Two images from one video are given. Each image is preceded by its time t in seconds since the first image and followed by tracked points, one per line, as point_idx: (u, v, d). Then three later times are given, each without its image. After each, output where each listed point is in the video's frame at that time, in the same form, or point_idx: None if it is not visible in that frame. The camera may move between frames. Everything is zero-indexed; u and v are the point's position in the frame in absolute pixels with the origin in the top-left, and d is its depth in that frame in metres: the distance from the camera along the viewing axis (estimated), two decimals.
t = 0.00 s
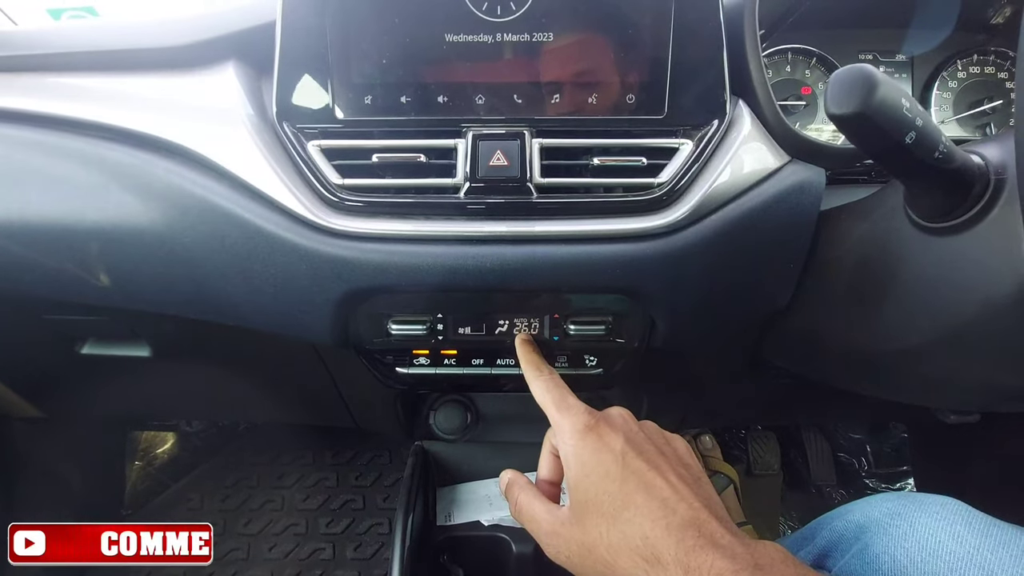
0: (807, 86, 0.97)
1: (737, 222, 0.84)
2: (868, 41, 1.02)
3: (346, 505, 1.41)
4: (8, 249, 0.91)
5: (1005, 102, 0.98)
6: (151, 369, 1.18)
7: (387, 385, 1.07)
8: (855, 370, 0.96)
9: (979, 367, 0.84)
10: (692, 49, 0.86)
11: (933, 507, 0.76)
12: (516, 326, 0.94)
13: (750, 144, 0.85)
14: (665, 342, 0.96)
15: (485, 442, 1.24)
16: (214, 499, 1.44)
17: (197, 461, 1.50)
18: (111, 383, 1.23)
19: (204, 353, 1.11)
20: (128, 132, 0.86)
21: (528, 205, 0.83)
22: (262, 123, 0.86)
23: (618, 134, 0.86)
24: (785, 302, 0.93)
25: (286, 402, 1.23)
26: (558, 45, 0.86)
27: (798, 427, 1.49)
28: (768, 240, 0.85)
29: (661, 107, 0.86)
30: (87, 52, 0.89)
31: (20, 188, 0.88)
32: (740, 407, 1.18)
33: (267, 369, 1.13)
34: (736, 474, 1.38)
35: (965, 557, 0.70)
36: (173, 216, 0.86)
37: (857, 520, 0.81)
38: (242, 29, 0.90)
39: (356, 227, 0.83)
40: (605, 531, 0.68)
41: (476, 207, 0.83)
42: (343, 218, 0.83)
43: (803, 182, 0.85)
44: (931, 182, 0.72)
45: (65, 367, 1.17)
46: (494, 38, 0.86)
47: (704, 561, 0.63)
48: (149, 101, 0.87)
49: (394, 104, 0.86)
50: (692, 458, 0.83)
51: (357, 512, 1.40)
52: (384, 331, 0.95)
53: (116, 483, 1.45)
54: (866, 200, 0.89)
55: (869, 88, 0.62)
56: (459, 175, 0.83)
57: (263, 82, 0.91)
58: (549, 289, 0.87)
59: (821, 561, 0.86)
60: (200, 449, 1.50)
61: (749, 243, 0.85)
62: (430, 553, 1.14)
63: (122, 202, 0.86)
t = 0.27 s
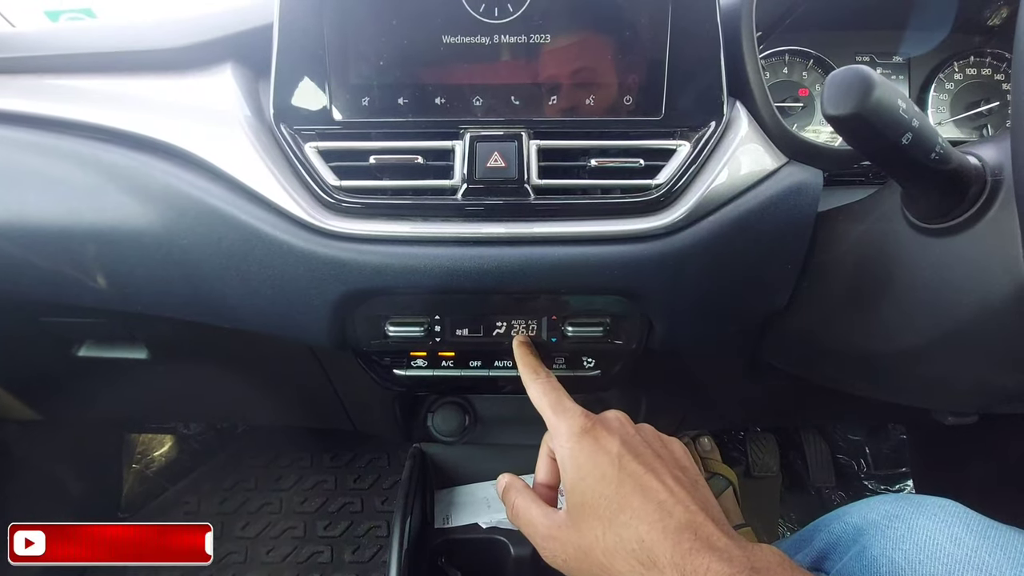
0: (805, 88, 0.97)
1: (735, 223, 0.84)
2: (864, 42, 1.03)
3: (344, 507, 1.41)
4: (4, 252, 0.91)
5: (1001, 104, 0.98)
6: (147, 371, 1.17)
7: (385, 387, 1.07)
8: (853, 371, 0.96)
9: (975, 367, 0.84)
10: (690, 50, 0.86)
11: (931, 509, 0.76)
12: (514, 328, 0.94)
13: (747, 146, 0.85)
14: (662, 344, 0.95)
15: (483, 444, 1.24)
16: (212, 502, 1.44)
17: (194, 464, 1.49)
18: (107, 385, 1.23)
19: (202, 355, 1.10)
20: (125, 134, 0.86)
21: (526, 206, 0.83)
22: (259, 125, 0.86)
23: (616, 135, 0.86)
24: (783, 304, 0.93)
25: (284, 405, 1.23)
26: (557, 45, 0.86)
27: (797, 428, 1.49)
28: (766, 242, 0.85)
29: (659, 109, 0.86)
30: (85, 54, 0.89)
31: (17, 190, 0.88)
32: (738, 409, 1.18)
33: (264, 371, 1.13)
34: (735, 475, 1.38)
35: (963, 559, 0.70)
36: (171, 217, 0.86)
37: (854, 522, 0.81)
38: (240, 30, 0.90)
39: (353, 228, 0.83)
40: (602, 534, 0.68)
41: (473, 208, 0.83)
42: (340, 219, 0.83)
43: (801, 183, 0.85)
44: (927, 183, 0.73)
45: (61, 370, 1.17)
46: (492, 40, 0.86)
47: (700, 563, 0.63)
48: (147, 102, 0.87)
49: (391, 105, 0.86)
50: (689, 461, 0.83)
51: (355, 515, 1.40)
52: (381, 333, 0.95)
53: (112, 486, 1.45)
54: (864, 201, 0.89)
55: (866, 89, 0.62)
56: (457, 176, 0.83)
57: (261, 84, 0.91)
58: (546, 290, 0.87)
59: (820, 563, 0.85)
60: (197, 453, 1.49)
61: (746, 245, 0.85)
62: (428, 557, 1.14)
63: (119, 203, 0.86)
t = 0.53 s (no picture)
0: (802, 92, 0.98)
1: (733, 227, 0.84)
2: (861, 46, 1.03)
3: (344, 511, 1.41)
4: (5, 257, 0.91)
5: (997, 108, 0.99)
6: (147, 375, 1.18)
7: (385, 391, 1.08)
8: (851, 374, 0.97)
9: (971, 369, 0.84)
10: (687, 55, 0.86)
11: (930, 512, 0.77)
12: (514, 331, 0.94)
13: (745, 150, 0.85)
14: (662, 347, 0.96)
15: (482, 447, 1.24)
16: (211, 506, 1.43)
17: (193, 468, 1.49)
18: (107, 390, 1.23)
19: (202, 359, 1.11)
20: (126, 140, 0.86)
21: (525, 210, 0.84)
22: (259, 130, 0.87)
23: (615, 140, 0.87)
24: (781, 307, 0.94)
25: (284, 409, 1.23)
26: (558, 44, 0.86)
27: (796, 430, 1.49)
28: (763, 245, 0.86)
29: (656, 113, 0.87)
30: (85, 60, 0.90)
31: (18, 195, 0.88)
32: (737, 412, 1.18)
33: (265, 375, 1.13)
34: (734, 477, 1.37)
35: (961, 561, 0.70)
36: (171, 223, 0.86)
37: (853, 524, 0.81)
38: (240, 36, 0.90)
39: (352, 233, 0.83)
40: (602, 539, 0.68)
41: (472, 213, 0.83)
42: (339, 224, 0.84)
43: (797, 187, 0.85)
44: (922, 188, 0.73)
45: (62, 374, 1.17)
46: (491, 45, 0.86)
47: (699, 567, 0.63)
48: (146, 108, 0.87)
49: (391, 111, 0.87)
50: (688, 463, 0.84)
51: (355, 518, 1.40)
52: (381, 337, 0.95)
53: (112, 490, 1.45)
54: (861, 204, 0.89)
55: (862, 92, 0.62)
56: (456, 181, 0.83)
57: (261, 90, 0.92)
58: (545, 294, 0.87)
59: (819, 565, 0.85)
60: (199, 456, 1.50)
61: (744, 248, 0.85)
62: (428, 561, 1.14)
63: (119, 209, 0.87)
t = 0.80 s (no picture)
0: (806, 93, 0.98)
1: (739, 228, 0.84)
2: (865, 48, 1.03)
3: (347, 514, 1.41)
4: (10, 260, 0.91)
5: (1000, 108, 0.99)
6: (151, 378, 1.17)
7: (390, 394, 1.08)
8: (856, 376, 0.97)
9: (977, 370, 0.84)
10: (692, 56, 0.86)
11: (939, 513, 0.77)
12: (519, 333, 0.94)
13: (751, 151, 0.85)
14: (668, 349, 0.96)
15: (486, 449, 1.23)
16: (214, 508, 1.43)
17: (197, 470, 1.49)
18: (111, 393, 1.23)
19: (206, 362, 1.10)
20: (130, 143, 0.86)
21: (530, 212, 0.84)
22: (265, 133, 0.87)
23: (619, 142, 0.87)
24: (787, 308, 0.94)
25: (288, 412, 1.23)
26: (562, 48, 0.86)
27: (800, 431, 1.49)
28: (769, 247, 0.86)
29: (662, 115, 0.87)
30: (90, 62, 0.90)
31: (23, 198, 0.88)
32: (742, 413, 1.18)
33: (269, 378, 1.13)
34: (738, 478, 1.38)
35: (972, 563, 0.70)
36: (176, 225, 0.86)
37: (862, 526, 0.81)
38: (244, 39, 0.90)
39: (357, 235, 0.83)
40: (612, 544, 0.68)
41: (478, 215, 0.83)
42: (345, 227, 0.83)
43: (804, 188, 0.85)
44: (930, 189, 0.73)
45: (65, 377, 1.17)
46: (496, 47, 0.86)
47: (709, 570, 0.63)
48: (150, 111, 0.87)
49: (396, 113, 0.87)
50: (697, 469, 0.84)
51: (358, 521, 1.40)
52: (387, 339, 0.95)
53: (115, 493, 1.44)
54: (866, 206, 0.89)
55: (869, 94, 0.62)
56: (462, 184, 0.84)
57: (266, 92, 0.92)
58: (550, 296, 0.87)
59: (827, 568, 0.85)
60: (200, 458, 1.50)
61: (749, 250, 0.85)
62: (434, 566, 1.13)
63: (124, 211, 0.87)
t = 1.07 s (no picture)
0: (809, 93, 0.98)
1: (744, 228, 0.84)
2: (869, 48, 1.03)
3: (349, 514, 1.41)
4: (12, 259, 0.91)
5: (1003, 109, 0.99)
6: (153, 379, 1.17)
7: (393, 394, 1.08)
8: (860, 376, 0.97)
9: (982, 371, 0.84)
10: (696, 56, 0.86)
11: (945, 514, 0.77)
12: (523, 333, 0.94)
13: (756, 151, 0.86)
14: (671, 349, 0.96)
15: (489, 450, 1.23)
16: (216, 509, 1.43)
17: (198, 471, 1.49)
18: (113, 393, 1.23)
19: (208, 362, 1.10)
20: (134, 142, 0.86)
21: (534, 212, 0.84)
22: (269, 133, 0.87)
23: (623, 141, 0.87)
24: (790, 308, 0.94)
25: (291, 413, 1.23)
26: (565, 50, 0.86)
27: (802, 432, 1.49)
28: (773, 248, 0.86)
29: (666, 115, 0.87)
30: (93, 62, 0.90)
31: (26, 198, 0.88)
32: (745, 414, 1.18)
33: (272, 379, 1.13)
34: (741, 479, 1.38)
35: (979, 564, 0.70)
36: (180, 225, 0.86)
37: (869, 527, 0.81)
38: (248, 38, 0.91)
39: (361, 234, 0.83)
40: (618, 544, 0.68)
41: (483, 214, 0.83)
42: (350, 227, 0.84)
43: (809, 189, 0.85)
44: (936, 189, 0.73)
45: (68, 377, 1.17)
46: (501, 47, 0.86)
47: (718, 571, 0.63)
48: (154, 110, 0.87)
49: (400, 112, 0.87)
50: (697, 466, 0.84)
51: (359, 521, 1.40)
52: (390, 340, 0.95)
53: (116, 493, 1.44)
54: (870, 206, 0.89)
55: (876, 94, 0.62)
56: (466, 183, 0.84)
57: (270, 91, 0.92)
58: (553, 296, 0.87)
59: (832, 569, 0.85)
60: (201, 459, 1.50)
61: (753, 250, 0.85)
62: (436, 563, 1.14)
63: (127, 211, 0.86)
